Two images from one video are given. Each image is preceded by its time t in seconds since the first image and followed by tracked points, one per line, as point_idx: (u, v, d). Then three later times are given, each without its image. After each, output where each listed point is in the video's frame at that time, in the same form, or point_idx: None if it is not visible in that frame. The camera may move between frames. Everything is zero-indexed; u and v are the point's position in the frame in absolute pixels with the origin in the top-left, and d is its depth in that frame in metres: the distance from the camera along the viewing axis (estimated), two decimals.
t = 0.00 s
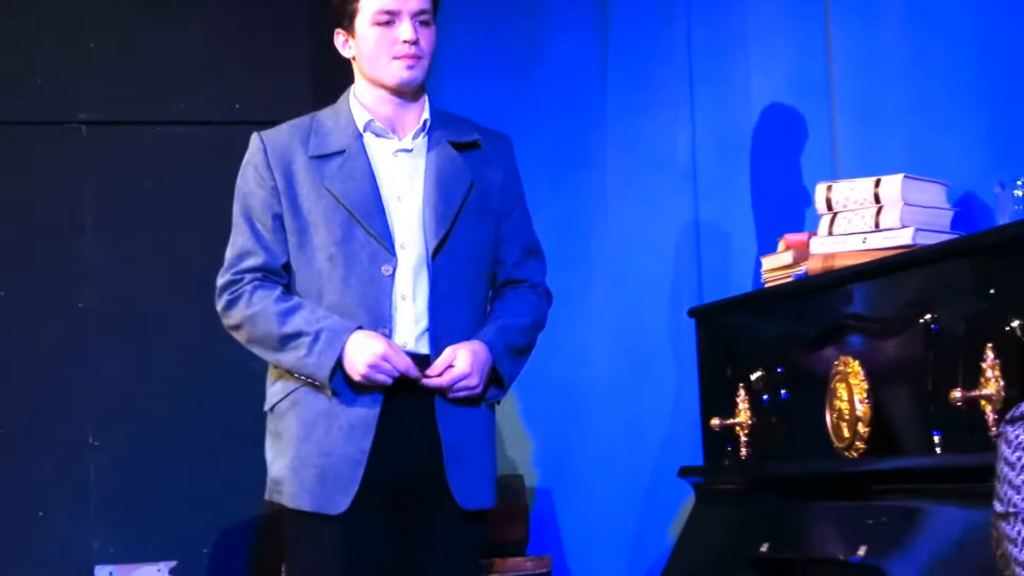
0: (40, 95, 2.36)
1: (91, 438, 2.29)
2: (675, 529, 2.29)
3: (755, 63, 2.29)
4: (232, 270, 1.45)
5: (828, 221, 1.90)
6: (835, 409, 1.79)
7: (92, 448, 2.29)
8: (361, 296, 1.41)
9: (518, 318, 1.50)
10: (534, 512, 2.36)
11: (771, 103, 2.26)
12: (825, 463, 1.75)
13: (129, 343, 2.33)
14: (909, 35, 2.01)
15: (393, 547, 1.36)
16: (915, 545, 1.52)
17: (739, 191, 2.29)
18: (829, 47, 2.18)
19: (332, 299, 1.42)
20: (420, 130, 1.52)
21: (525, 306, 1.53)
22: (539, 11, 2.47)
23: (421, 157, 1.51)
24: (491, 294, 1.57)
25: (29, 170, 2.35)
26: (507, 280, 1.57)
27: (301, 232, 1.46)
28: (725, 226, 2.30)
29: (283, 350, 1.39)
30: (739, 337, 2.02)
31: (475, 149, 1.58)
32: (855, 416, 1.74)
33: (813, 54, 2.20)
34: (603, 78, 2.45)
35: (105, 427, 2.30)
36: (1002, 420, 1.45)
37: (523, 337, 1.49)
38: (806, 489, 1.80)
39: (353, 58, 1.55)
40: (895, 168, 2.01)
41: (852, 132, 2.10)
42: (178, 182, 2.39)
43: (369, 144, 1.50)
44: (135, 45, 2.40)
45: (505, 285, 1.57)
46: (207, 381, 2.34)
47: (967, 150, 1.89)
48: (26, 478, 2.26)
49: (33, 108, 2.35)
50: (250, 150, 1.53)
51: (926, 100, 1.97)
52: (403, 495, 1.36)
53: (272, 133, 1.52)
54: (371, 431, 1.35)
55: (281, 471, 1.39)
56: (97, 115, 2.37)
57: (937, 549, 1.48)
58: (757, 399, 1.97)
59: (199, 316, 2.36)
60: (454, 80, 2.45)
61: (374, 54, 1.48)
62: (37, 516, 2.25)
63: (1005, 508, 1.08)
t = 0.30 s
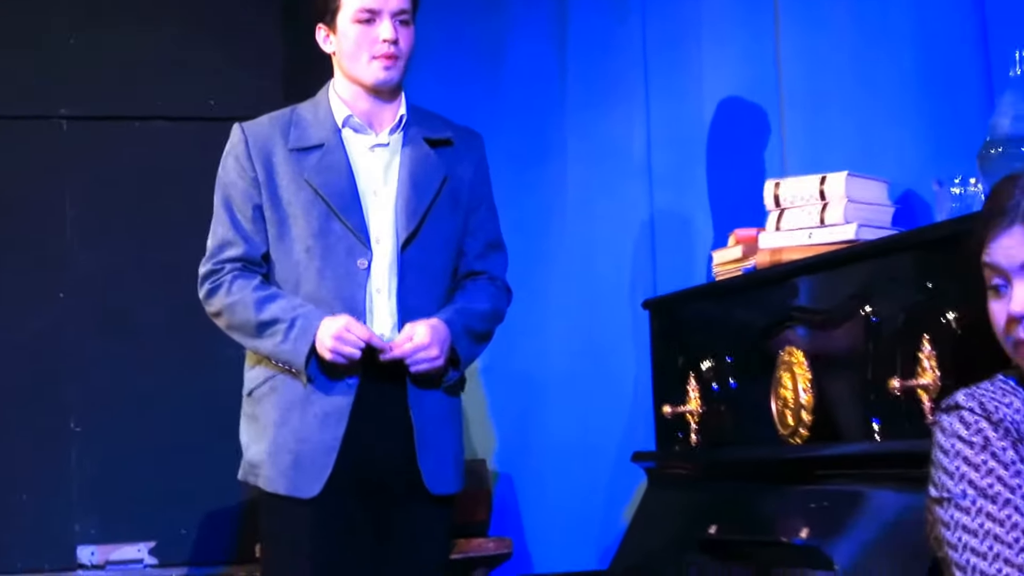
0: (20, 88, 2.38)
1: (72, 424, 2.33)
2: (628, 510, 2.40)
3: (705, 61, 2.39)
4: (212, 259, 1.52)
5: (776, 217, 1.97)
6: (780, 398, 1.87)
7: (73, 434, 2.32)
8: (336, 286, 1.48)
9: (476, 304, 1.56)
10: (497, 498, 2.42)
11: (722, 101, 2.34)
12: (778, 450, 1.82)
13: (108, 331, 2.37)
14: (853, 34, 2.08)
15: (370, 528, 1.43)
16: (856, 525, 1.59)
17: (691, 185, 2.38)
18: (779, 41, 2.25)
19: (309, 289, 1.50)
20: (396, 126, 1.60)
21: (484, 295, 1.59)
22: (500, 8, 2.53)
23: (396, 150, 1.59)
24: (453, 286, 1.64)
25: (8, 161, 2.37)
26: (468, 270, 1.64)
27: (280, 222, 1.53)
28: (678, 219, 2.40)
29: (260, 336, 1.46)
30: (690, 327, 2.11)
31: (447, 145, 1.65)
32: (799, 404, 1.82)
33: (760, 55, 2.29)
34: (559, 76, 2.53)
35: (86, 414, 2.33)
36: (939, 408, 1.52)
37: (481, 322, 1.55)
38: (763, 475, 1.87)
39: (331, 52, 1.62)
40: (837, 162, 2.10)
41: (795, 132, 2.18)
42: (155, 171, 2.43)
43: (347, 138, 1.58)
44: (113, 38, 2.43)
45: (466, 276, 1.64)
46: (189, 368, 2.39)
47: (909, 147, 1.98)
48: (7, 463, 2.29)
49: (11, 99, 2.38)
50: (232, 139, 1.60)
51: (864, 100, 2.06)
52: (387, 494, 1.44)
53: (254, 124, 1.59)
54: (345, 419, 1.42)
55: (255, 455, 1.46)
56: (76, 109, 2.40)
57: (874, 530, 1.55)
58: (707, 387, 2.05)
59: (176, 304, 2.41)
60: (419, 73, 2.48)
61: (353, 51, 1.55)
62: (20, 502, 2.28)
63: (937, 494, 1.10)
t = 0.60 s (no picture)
0: (13, 80, 2.58)
1: (59, 398, 2.54)
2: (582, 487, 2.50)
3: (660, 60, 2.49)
4: (196, 246, 1.87)
5: (724, 210, 2.08)
6: (726, 379, 1.99)
7: (60, 407, 2.53)
8: (312, 263, 1.84)
9: (451, 293, 1.94)
10: (460, 480, 2.61)
11: (676, 99, 2.45)
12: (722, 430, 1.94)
13: (97, 306, 2.58)
14: (800, 34, 2.19)
15: (334, 475, 1.84)
16: (793, 501, 1.73)
17: (645, 181, 2.49)
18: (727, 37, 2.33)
19: (285, 272, 1.85)
20: (368, 121, 1.95)
21: (461, 284, 1.97)
22: (466, 14, 2.72)
23: (369, 143, 1.95)
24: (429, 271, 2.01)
25: (5, 147, 2.57)
26: (445, 258, 2.02)
27: (258, 211, 1.89)
28: (632, 212, 2.51)
29: (240, 318, 1.81)
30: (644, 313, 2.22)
31: (421, 138, 2.01)
32: (743, 386, 1.94)
33: (711, 52, 2.39)
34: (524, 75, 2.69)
35: (72, 389, 2.54)
36: (874, 391, 1.66)
37: (455, 309, 1.93)
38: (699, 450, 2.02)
39: (310, 48, 1.96)
40: (782, 156, 2.20)
41: (745, 126, 2.27)
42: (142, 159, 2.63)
43: (324, 131, 1.93)
44: (101, 36, 2.63)
45: (444, 262, 2.02)
46: (171, 341, 2.61)
47: (849, 143, 2.10)
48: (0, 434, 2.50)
49: (9, 90, 2.58)
50: (215, 133, 1.94)
51: (809, 97, 2.17)
52: (352, 449, 1.83)
53: (234, 121, 1.94)
54: (316, 398, 1.82)
55: (238, 431, 1.85)
56: (64, 101, 2.60)
57: (812, 505, 1.69)
58: (658, 369, 2.17)
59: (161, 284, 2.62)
60: (394, 71, 2.69)
61: (331, 48, 1.88)
62: (9, 469, 2.49)
63: (873, 471, 1.25)
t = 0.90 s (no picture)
0: (6, 73, 2.70)
1: (49, 374, 2.67)
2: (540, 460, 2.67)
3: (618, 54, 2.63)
4: (181, 233, 1.99)
5: (676, 200, 2.21)
6: (677, 360, 2.12)
7: (49, 382, 2.67)
8: (292, 248, 1.97)
9: (420, 275, 2.07)
10: (429, 452, 2.85)
11: (634, 95, 2.59)
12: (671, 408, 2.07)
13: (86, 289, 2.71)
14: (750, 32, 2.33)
15: (311, 449, 1.97)
16: (740, 475, 1.88)
17: (602, 173, 2.64)
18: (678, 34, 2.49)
19: (266, 256, 1.98)
20: (346, 114, 2.08)
21: (429, 268, 2.10)
22: (437, 14, 2.94)
23: (346, 135, 2.07)
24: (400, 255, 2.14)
25: None
26: (413, 244, 2.14)
27: (241, 199, 2.01)
28: (589, 199, 2.66)
29: (223, 299, 1.93)
30: (600, 298, 2.35)
31: (394, 130, 2.14)
32: (693, 366, 2.07)
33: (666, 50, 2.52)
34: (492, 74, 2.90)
35: (61, 367, 2.67)
36: (815, 371, 1.81)
37: (424, 291, 2.06)
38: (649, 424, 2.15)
39: (290, 47, 2.07)
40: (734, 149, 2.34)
41: (697, 121, 2.42)
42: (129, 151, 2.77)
43: (303, 123, 2.06)
44: (91, 31, 2.75)
45: (413, 247, 2.14)
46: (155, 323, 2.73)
47: (795, 136, 2.23)
48: None
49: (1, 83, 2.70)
50: (199, 125, 2.06)
51: (760, 93, 2.30)
52: (329, 425, 1.97)
53: (218, 114, 2.06)
54: (297, 375, 1.94)
55: (222, 406, 1.98)
56: (55, 94, 2.73)
57: (756, 479, 1.83)
58: (613, 350, 2.30)
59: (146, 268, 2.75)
60: (367, 68, 2.92)
61: (309, 46, 1.99)
62: None
63: (814, 447, 1.43)
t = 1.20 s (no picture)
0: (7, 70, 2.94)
1: (43, 352, 2.92)
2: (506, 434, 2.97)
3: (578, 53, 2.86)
4: (170, 219, 2.12)
5: (634, 191, 2.36)
6: (634, 341, 2.25)
7: (44, 358, 2.92)
8: (275, 233, 2.12)
9: (395, 260, 2.21)
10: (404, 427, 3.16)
11: (595, 93, 2.80)
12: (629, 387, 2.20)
13: (80, 275, 2.96)
14: (701, 33, 2.50)
15: (292, 424, 2.11)
16: (693, 449, 2.00)
17: (565, 164, 2.88)
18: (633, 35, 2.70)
19: (250, 240, 2.12)
20: (326, 108, 2.21)
21: (403, 253, 2.24)
22: (409, 20, 3.22)
23: (325, 127, 2.22)
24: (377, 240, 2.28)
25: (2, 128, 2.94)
26: (389, 229, 2.29)
27: (227, 188, 2.15)
28: (552, 190, 2.91)
29: (210, 282, 2.07)
30: (563, 283, 2.51)
31: (371, 123, 2.28)
32: (649, 347, 2.21)
33: (623, 54, 2.74)
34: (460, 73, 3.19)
35: (56, 344, 2.93)
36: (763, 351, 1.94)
37: (399, 275, 2.20)
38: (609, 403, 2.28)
39: (272, 47, 2.20)
40: (689, 142, 2.51)
41: (654, 116, 2.59)
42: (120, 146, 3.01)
43: (286, 116, 2.20)
44: (87, 32, 2.98)
45: (388, 233, 2.29)
46: (146, 306, 2.98)
47: (746, 132, 2.39)
48: None
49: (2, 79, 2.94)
50: (188, 118, 2.19)
51: (710, 91, 2.48)
52: (307, 402, 2.11)
53: (205, 107, 2.19)
54: (281, 354, 2.08)
55: (208, 382, 2.11)
56: (52, 89, 2.96)
57: (709, 453, 1.95)
58: (574, 332, 2.45)
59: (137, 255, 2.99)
60: (345, 69, 3.19)
61: (290, 46, 2.13)
62: None
63: (761, 425, 1.56)
